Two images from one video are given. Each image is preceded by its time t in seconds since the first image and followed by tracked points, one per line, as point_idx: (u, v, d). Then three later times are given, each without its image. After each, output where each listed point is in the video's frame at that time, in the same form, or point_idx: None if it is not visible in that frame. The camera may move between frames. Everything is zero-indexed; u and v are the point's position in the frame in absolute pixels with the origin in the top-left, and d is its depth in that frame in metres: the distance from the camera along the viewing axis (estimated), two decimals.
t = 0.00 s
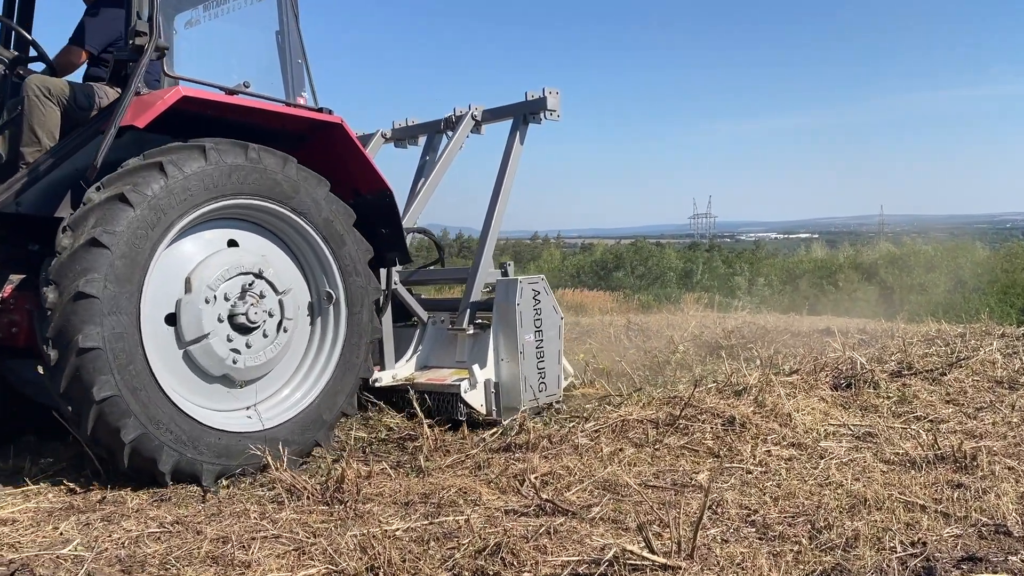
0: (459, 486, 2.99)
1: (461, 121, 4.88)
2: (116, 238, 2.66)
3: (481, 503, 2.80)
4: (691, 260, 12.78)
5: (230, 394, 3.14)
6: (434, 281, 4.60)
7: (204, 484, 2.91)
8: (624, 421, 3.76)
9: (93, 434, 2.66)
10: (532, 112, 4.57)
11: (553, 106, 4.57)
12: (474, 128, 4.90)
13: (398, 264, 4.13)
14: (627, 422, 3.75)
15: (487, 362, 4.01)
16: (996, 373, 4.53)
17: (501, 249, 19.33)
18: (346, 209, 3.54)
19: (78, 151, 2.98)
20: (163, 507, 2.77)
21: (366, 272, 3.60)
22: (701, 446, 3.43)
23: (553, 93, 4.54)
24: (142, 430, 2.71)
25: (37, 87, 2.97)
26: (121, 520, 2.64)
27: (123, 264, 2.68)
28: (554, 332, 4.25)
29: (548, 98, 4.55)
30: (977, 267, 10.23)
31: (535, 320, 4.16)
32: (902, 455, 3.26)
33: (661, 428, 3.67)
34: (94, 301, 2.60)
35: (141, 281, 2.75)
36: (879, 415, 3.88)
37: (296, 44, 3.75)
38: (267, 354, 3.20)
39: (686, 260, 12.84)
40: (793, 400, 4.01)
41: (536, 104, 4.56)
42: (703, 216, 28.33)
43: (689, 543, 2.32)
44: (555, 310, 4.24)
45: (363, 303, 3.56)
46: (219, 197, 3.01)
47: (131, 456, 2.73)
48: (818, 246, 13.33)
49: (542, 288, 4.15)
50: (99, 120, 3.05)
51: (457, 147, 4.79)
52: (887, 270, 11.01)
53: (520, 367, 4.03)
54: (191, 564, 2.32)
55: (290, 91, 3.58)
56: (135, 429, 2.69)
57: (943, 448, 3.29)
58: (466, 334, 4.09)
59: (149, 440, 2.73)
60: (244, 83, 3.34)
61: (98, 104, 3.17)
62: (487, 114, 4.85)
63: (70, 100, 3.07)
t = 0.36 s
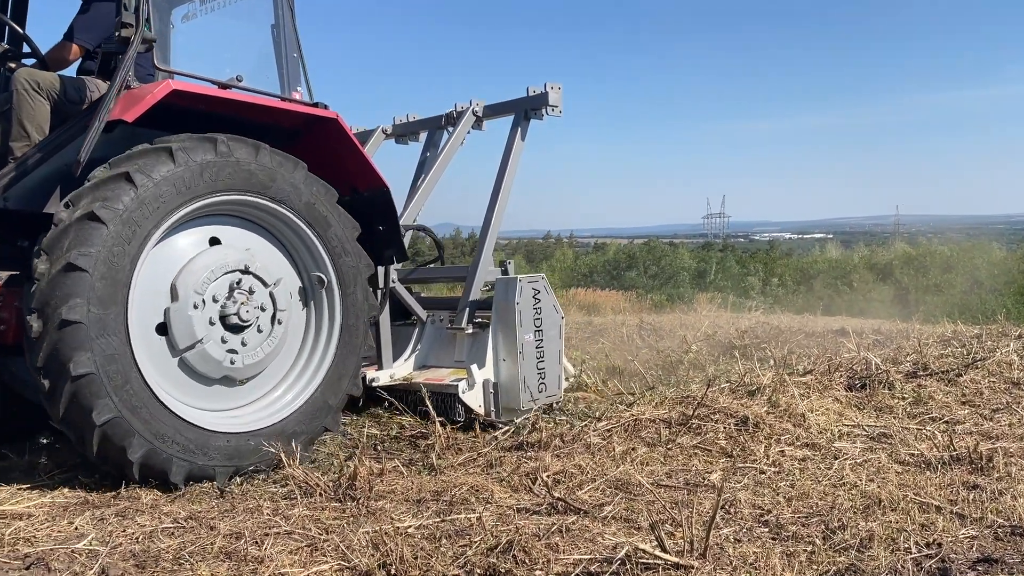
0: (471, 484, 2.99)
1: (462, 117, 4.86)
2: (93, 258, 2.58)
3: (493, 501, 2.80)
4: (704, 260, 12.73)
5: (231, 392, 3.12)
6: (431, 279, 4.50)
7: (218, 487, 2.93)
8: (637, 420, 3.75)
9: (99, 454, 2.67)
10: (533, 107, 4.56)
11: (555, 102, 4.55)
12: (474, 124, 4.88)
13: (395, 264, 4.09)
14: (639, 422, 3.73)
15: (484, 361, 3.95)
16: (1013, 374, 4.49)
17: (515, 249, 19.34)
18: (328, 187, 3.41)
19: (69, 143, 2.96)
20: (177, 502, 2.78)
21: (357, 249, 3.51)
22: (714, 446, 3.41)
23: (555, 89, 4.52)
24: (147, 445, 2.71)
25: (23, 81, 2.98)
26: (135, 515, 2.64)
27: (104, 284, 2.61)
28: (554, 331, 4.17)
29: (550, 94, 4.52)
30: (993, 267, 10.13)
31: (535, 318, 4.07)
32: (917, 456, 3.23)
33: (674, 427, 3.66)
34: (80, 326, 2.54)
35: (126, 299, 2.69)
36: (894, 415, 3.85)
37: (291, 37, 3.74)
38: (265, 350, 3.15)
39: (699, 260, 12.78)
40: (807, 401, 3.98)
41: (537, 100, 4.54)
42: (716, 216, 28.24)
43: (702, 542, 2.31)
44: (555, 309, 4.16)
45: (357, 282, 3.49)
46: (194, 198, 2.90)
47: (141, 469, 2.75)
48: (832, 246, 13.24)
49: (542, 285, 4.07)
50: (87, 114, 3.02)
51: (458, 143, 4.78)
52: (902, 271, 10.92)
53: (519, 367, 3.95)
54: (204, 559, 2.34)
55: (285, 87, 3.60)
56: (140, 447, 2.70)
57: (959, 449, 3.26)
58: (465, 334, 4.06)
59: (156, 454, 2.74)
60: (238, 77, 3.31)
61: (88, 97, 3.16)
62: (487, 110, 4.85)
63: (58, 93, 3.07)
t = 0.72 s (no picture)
0: (485, 482, 3.00)
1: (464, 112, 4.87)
2: (71, 284, 2.51)
3: (508, 499, 2.81)
4: (720, 259, 12.68)
5: (234, 385, 3.12)
6: (434, 277, 4.41)
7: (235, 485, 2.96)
8: (651, 419, 3.74)
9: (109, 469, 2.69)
10: (537, 104, 4.56)
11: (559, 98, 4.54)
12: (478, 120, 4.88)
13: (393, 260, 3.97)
14: (654, 421, 3.72)
15: (484, 362, 3.89)
16: None
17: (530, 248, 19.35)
18: (303, 163, 3.26)
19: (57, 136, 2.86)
20: (194, 497, 2.81)
21: (344, 222, 3.41)
22: (729, 446, 3.40)
23: (559, 85, 4.51)
24: (156, 460, 2.73)
25: (11, 72, 2.99)
26: (153, 509, 2.66)
27: (87, 308, 2.55)
28: (556, 332, 4.12)
29: (554, 90, 4.51)
30: (1013, 268, 10.01)
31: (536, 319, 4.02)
32: (935, 457, 3.21)
33: (689, 427, 3.65)
34: (72, 352, 2.51)
35: (112, 320, 2.63)
36: (911, 416, 3.82)
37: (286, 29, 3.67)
38: (261, 342, 3.13)
39: (715, 259, 12.72)
40: (823, 401, 3.96)
41: (541, 96, 4.54)
42: (732, 215, 28.11)
43: (717, 542, 2.31)
44: (558, 310, 4.10)
45: (348, 258, 3.41)
46: (165, 202, 2.79)
47: (155, 479, 2.78)
48: (849, 245, 13.16)
49: (543, 286, 4.00)
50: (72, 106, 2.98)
51: (461, 138, 4.79)
52: (921, 271, 10.83)
53: (519, 368, 3.89)
54: (222, 554, 2.36)
55: (277, 79, 3.49)
56: (152, 460, 2.71)
57: (977, 451, 3.23)
58: (465, 334, 4.02)
59: (169, 465, 2.77)
60: (228, 70, 3.25)
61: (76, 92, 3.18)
62: (490, 107, 4.85)
63: (46, 87, 3.09)
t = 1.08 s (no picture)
0: (501, 478, 3.01)
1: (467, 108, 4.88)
2: (60, 305, 2.48)
3: (523, 495, 2.81)
4: (736, 258, 12.62)
5: (241, 377, 3.14)
6: (436, 273, 4.43)
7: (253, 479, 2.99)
8: (667, 417, 3.73)
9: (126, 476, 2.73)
10: (540, 99, 4.54)
11: (563, 93, 4.53)
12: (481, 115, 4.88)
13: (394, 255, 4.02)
14: (670, 418, 3.71)
15: (484, 361, 3.85)
16: None
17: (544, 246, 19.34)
18: (278, 143, 3.19)
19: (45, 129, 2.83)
20: (212, 491, 2.83)
21: (329, 196, 3.36)
22: (746, 444, 3.39)
23: (563, 80, 4.50)
24: (172, 465, 2.76)
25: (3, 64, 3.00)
26: (171, 503, 2.68)
27: (79, 327, 2.52)
28: (558, 330, 4.05)
29: (557, 86, 4.50)
30: None
31: (538, 318, 3.96)
32: (954, 456, 3.18)
33: (704, 425, 3.64)
34: (71, 373, 2.50)
35: (106, 335, 2.61)
36: (930, 416, 3.79)
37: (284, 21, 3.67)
38: (261, 333, 3.12)
39: (731, 258, 12.66)
40: (840, 400, 3.93)
41: (545, 92, 4.53)
42: (749, 214, 27.95)
43: (734, 539, 2.30)
44: (560, 308, 4.04)
45: (339, 233, 3.38)
46: (145, 205, 2.74)
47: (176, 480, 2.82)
48: (867, 245, 13.07)
49: (545, 284, 3.94)
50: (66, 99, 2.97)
51: (464, 133, 4.80)
52: (939, 270, 10.73)
53: (520, 367, 3.85)
54: (239, 547, 2.38)
55: (275, 70, 3.48)
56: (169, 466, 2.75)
57: (996, 450, 3.20)
58: (466, 332, 3.97)
59: (186, 467, 2.80)
60: (225, 61, 3.22)
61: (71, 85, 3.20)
62: (493, 103, 4.85)
63: (38, 79, 3.11)
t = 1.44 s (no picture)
0: (518, 475, 3.02)
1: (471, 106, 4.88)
2: (54, 333, 2.43)
3: (540, 493, 2.82)
4: (754, 256, 12.56)
5: (249, 370, 3.14)
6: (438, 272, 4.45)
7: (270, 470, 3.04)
8: (684, 415, 3.72)
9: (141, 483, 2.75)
10: (544, 97, 4.54)
11: (567, 90, 4.53)
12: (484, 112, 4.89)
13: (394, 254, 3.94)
14: (687, 417, 3.71)
15: (487, 360, 3.81)
16: None
17: (561, 245, 19.34)
18: (253, 128, 3.04)
19: (39, 127, 2.77)
20: (232, 487, 2.86)
21: (314, 174, 3.25)
22: (763, 443, 3.38)
23: (566, 77, 4.50)
24: (191, 469, 2.80)
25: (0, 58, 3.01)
26: (192, 498, 2.71)
27: (77, 351, 2.48)
28: (563, 332, 3.98)
29: (560, 83, 4.50)
30: None
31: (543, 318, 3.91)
32: (974, 456, 3.15)
33: (722, 424, 3.64)
34: (76, 398, 2.48)
35: (106, 355, 2.58)
36: (949, 416, 3.76)
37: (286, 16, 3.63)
38: (262, 327, 3.09)
39: (748, 256, 12.59)
40: (859, 399, 3.91)
41: (548, 89, 4.53)
42: (767, 212, 27.77)
43: (751, 538, 2.30)
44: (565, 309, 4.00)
45: (329, 212, 3.29)
46: (124, 220, 2.63)
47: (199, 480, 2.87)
48: (887, 243, 12.96)
49: (548, 283, 3.88)
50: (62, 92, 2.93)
51: (467, 131, 4.80)
52: (959, 268, 10.63)
53: (522, 367, 3.80)
54: (258, 543, 2.40)
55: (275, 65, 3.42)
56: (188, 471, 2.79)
57: (1018, 451, 3.17)
58: (468, 331, 3.96)
59: (205, 470, 2.84)
60: (224, 57, 3.19)
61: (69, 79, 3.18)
62: (496, 100, 4.85)
63: (35, 74, 3.10)
